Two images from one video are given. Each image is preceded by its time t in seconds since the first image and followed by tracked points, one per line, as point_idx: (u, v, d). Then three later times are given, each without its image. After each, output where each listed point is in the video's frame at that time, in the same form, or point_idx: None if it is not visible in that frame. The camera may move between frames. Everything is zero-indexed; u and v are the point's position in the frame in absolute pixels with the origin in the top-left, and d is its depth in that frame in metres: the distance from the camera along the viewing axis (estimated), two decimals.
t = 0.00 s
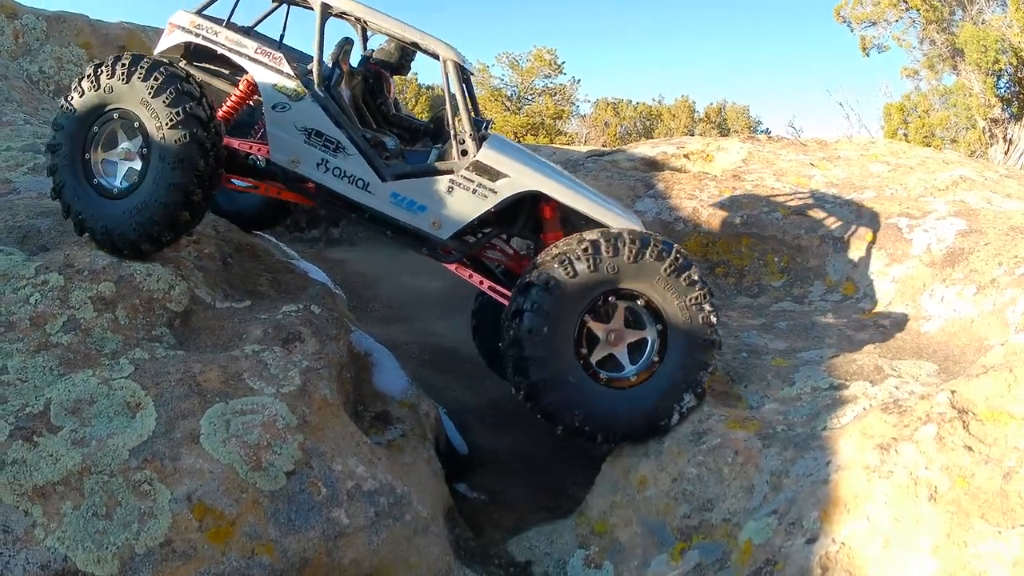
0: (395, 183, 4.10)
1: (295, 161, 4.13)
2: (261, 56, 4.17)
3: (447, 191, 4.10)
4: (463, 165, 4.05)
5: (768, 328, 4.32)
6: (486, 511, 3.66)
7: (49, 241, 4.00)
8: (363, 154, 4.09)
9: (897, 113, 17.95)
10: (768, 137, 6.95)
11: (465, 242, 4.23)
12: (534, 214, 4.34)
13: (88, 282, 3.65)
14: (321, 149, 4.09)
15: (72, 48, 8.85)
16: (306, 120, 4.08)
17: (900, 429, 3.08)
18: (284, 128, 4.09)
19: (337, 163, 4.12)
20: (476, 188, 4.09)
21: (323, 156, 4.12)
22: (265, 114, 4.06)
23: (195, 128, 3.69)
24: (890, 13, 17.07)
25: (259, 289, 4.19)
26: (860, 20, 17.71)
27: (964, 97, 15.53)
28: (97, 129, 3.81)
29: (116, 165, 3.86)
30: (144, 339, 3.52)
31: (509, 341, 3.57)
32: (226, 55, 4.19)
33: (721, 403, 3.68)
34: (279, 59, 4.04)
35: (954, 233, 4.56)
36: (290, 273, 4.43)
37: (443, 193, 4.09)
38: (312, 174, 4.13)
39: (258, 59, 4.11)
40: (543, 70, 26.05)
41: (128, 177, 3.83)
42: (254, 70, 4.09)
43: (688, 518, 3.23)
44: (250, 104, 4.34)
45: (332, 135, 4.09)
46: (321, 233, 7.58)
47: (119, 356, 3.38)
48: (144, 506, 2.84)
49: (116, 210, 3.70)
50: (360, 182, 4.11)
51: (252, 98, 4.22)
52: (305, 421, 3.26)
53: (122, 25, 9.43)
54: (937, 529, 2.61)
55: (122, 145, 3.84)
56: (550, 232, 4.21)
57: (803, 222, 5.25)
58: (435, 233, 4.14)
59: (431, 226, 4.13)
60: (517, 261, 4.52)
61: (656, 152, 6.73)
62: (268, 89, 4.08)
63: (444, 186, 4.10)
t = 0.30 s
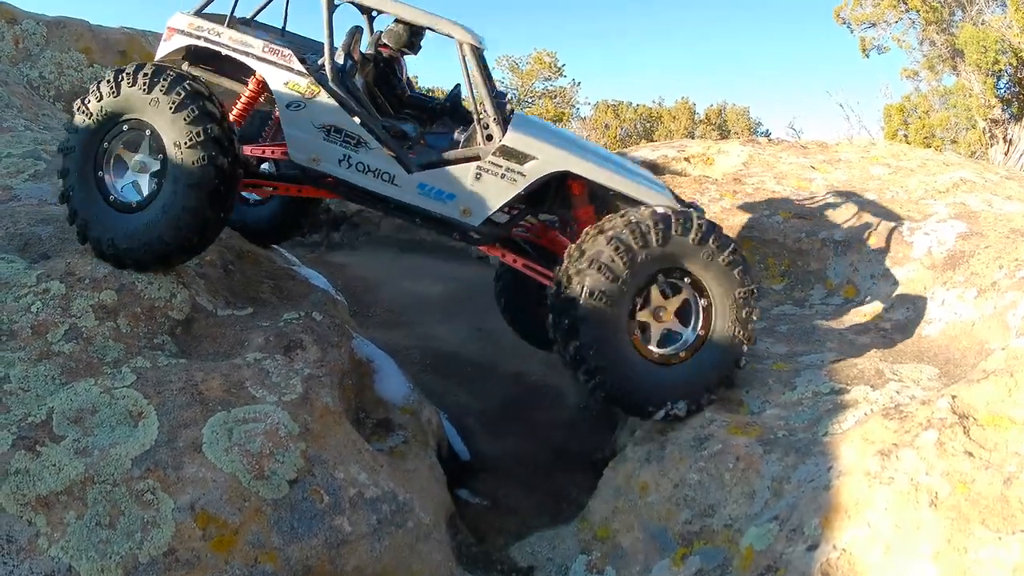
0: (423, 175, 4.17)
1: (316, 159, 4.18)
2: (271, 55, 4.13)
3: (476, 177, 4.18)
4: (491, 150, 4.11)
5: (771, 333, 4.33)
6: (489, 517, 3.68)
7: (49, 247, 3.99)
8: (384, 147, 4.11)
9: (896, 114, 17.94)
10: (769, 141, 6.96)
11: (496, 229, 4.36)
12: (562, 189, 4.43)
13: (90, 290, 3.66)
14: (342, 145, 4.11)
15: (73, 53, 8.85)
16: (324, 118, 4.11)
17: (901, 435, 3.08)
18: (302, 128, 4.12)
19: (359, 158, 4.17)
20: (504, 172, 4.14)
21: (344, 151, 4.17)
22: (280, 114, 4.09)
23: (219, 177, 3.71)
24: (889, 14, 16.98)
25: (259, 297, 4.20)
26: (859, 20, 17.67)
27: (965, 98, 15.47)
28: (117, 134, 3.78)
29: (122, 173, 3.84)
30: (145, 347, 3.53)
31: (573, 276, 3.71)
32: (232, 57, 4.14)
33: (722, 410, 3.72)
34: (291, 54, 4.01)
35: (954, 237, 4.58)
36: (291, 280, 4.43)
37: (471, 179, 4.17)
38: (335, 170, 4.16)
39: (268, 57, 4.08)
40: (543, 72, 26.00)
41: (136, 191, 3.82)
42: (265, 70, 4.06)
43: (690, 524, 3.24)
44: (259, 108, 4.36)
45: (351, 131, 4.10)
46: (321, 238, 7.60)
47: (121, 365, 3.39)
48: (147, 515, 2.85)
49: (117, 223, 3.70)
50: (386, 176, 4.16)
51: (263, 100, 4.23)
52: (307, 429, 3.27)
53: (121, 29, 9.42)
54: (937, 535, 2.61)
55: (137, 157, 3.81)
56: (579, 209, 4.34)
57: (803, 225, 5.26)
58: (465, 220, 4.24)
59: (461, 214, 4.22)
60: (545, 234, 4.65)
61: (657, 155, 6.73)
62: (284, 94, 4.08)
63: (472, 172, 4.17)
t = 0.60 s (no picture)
0: (593, 187, 4.27)
1: (486, 198, 4.15)
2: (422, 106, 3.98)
3: (641, 177, 4.30)
4: (649, 150, 4.26)
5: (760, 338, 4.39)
6: (482, 524, 3.70)
7: (40, 256, 3.99)
8: (552, 169, 4.17)
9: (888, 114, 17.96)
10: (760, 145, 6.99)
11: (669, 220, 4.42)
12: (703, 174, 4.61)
13: (82, 300, 3.67)
14: (512, 176, 4.14)
15: (65, 59, 8.80)
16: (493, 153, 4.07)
17: (893, 440, 3.08)
18: (468, 168, 4.09)
19: (528, 185, 4.18)
20: (665, 166, 4.35)
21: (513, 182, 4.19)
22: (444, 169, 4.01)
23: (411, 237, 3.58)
24: (881, 14, 16.81)
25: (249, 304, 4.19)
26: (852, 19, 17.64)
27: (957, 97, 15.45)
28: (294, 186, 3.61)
29: (293, 229, 3.71)
30: (136, 356, 3.54)
31: (765, 240, 3.81)
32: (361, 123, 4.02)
33: (714, 414, 3.69)
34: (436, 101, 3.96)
35: (947, 238, 4.56)
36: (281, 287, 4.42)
37: (637, 179, 4.31)
38: (507, 203, 4.17)
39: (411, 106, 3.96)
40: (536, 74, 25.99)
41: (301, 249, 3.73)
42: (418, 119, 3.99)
43: (681, 530, 3.24)
44: (401, 160, 4.26)
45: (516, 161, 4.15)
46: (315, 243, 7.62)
47: (113, 375, 3.39)
48: (138, 526, 2.86)
49: (309, 292, 3.58)
50: (561, 196, 4.22)
51: (407, 142, 4.15)
52: (297, 438, 3.28)
53: (114, 35, 9.38)
54: (929, 542, 2.60)
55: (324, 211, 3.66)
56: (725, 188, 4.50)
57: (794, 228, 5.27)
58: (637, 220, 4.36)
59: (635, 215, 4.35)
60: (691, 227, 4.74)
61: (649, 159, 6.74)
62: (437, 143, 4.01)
63: (637, 173, 4.29)
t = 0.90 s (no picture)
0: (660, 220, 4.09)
1: (570, 264, 4.03)
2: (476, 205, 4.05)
3: (694, 194, 4.13)
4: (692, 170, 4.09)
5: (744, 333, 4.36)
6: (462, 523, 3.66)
7: (18, 254, 3.95)
8: (619, 215, 4.05)
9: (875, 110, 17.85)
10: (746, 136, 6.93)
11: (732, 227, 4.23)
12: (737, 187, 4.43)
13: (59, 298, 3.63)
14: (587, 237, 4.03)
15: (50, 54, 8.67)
16: (560, 223, 4.02)
17: (880, 438, 3.01)
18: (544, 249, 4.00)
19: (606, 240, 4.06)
20: (709, 178, 4.17)
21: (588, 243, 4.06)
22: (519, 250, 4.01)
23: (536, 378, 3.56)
24: (869, 7, 16.71)
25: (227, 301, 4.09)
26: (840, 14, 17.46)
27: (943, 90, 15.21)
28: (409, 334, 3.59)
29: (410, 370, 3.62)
30: (112, 355, 3.49)
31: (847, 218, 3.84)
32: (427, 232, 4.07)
33: (696, 411, 3.65)
34: (491, 193, 4.04)
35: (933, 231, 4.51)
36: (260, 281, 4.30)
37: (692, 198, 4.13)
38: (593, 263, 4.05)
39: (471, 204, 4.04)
40: (522, 70, 25.84)
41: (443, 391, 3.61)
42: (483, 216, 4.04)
43: (663, 530, 3.18)
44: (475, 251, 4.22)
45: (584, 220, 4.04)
46: (301, 239, 7.56)
47: (88, 374, 3.35)
48: (111, 528, 2.82)
49: (437, 437, 3.46)
50: (637, 237, 4.07)
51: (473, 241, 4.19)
52: (272, 437, 3.24)
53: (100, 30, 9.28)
54: (918, 543, 2.53)
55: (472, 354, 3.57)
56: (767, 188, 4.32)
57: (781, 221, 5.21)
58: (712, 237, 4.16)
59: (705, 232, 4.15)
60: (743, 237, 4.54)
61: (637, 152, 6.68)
62: (508, 232, 4.02)
63: (688, 194, 4.13)
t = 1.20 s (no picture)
0: (638, 224, 4.05)
1: (545, 270, 3.98)
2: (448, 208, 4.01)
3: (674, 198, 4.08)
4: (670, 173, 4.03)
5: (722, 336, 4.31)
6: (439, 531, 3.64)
7: None
8: (594, 220, 4.00)
9: (861, 106, 17.76)
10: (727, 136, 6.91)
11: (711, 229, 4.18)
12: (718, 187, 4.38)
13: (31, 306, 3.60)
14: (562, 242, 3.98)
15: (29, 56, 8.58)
16: (535, 225, 3.98)
17: (861, 445, 2.96)
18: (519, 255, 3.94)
19: (583, 245, 4.01)
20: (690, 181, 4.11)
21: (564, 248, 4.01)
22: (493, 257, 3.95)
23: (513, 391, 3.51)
24: (852, 6, 16.61)
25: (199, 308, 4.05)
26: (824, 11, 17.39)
27: (929, 86, 15.29)
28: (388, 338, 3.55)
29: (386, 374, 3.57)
30: (82, 364, 3.45)
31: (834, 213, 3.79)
32: (401, 237, 4.02)
33: (674, 415, 3.60)
34: (465, 197, 3.99)
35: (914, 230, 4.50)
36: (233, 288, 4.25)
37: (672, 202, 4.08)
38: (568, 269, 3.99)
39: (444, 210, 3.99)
40: (504, 69, 25.71)
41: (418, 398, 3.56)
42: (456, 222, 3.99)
43: (641, 538, 3.14)
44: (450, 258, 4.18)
45: (560, 225, 3.99)
46: (282, 241, 7.51)
47: (58, 384, 3.31)
48: (78, 541, 2.78)
49: (412, 448, 3.43)
50: (614, 241, 4.02)
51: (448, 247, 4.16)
52: (242, 447, 3.20)
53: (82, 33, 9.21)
54: (900, 555, 2.48)
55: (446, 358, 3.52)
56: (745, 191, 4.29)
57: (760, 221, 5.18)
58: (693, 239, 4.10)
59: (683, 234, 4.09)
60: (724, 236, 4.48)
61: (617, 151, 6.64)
62: (483, 237, 3.97)
63: (668, 197, 4.08)
